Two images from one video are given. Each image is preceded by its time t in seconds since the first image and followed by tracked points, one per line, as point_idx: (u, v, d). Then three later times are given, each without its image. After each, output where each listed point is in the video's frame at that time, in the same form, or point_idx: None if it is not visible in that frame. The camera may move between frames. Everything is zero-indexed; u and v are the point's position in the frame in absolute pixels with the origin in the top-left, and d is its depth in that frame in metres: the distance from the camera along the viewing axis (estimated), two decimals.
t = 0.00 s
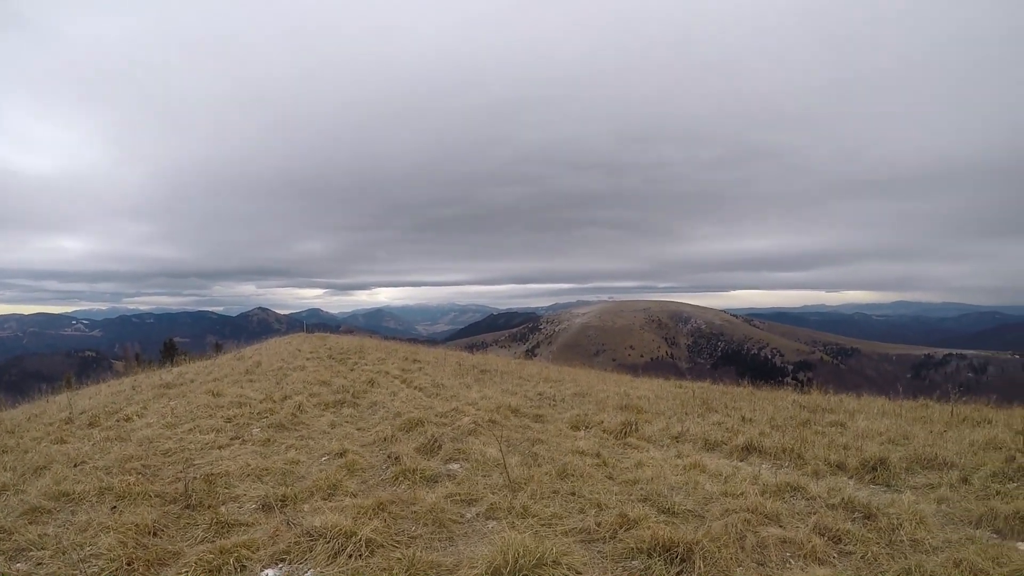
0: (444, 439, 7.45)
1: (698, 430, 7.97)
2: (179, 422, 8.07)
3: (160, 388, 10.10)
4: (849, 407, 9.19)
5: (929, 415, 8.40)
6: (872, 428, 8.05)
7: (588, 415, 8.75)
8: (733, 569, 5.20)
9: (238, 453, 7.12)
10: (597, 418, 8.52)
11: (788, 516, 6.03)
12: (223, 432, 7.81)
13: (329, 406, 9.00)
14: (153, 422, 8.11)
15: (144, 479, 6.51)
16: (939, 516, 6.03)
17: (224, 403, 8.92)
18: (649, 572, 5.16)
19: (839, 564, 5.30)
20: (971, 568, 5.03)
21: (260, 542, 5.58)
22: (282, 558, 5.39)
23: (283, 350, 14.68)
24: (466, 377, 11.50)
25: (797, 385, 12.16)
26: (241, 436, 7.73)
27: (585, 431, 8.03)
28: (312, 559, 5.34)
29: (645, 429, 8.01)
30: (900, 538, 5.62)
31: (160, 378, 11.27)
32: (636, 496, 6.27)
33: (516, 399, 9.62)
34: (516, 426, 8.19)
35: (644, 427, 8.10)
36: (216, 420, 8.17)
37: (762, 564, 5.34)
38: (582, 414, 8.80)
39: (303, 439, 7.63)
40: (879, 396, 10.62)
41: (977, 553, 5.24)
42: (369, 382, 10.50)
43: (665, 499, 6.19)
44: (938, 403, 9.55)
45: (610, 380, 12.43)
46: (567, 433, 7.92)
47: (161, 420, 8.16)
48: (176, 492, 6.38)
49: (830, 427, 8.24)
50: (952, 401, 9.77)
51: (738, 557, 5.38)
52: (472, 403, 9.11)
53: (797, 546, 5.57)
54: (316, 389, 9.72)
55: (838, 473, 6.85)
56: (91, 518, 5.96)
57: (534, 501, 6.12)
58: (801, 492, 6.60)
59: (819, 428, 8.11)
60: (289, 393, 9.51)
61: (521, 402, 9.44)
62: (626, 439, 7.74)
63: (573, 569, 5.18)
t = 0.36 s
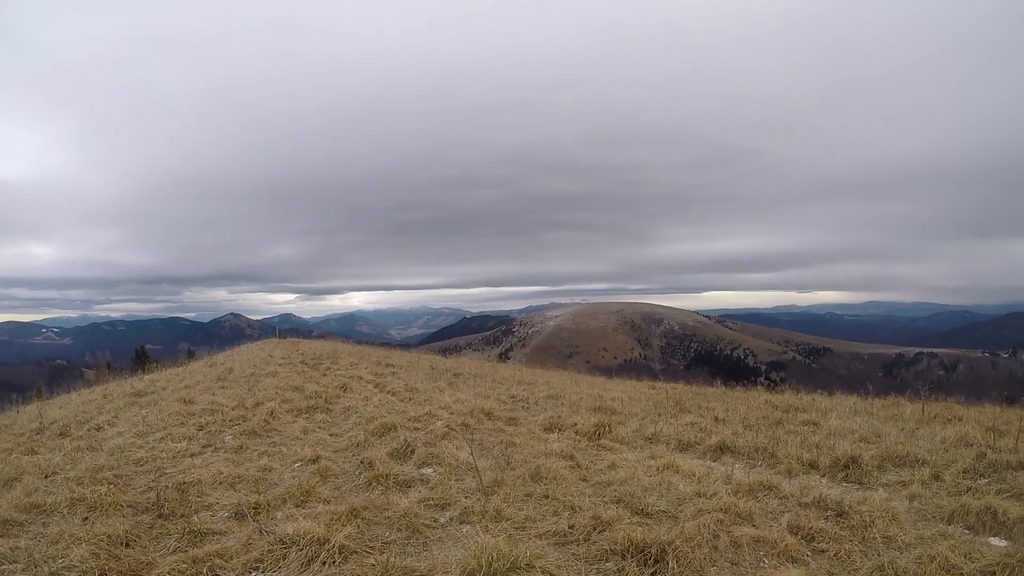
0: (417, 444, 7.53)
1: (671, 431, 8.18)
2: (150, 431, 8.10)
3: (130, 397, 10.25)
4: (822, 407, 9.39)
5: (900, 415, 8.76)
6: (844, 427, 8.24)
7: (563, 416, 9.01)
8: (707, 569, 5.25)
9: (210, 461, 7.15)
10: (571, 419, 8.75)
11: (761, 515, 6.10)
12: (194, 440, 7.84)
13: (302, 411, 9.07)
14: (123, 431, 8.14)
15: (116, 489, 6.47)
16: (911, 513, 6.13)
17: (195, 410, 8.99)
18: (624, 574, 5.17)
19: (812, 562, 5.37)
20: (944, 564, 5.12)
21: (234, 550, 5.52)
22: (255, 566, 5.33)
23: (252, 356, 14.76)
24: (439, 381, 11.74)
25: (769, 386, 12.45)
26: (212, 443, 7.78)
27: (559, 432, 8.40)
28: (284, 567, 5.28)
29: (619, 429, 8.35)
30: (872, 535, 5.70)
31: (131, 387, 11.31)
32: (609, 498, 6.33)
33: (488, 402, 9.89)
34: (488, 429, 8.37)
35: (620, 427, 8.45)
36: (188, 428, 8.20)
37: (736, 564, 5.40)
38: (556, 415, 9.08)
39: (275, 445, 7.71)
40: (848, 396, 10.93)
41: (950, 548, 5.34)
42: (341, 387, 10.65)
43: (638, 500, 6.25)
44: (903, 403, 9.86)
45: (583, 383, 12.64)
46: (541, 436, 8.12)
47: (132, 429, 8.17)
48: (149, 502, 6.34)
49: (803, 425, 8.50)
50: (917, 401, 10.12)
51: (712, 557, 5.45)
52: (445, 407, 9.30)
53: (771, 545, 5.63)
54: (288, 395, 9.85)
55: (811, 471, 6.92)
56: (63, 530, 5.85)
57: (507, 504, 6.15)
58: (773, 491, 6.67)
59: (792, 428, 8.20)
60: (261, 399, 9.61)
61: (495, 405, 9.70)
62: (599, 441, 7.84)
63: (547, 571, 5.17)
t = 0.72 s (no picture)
0: (393, 447, 7.61)
1: (648, 431, 8.32)
2: (125, 438, 8.14)
3: (106, 405, 10.38)
4: (797, 404, 9.76)
5: (877, 411, 8.99)
6: (819, 424, 8.38)
7: (539, 418, 9.22)
8: (684, 568, 5.25)
9: (186, 468, 7.19)
10: (547, 421, 8.96)
11: (738, 513, 6.13)
12: (170, 447, 7.89)
13: (278, 416, 9.24)
14: (99, 438, 8.18)
15: (93, 498, 6.46)
16: (888, 508, 6.18)
17: (171, 416, 9.08)
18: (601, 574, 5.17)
19: (789, 560, 5.40)
20: (921, 559, 5.13)
21: (211, 556, 5.48)
22: (231, 572, 5.28)
23: (227, 362, 14.88)
24: (415, 385, 11.94)
25: (747, 385, 12.64)
26: (188, 449, 7.86)
27: (535, 434, 8.56)
28: (260, 573, 5.22)
29: (596, 430, 8.48)
30: (850, 532, 5.72)
31: (106, 395, 11.38)
32: (586, 499, 6.37)
33: (465, 404, 10.07)
34: (465, 432, 8.52)
35: (597, 428, 8.60)
36: (163, 434, 8.29)
37: (714, 563, 5.41)
38: (533, 417, 9.28)
39: (251, 450, 7.80)
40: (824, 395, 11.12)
41: (928, 544, 5.37)
42: (318, 391, 10.79)
43: (615, 500, 6.28)
44: (877, 400, 10.04)
45: (559, 386, 12.78)
46: (517, 437, 8.26)
47: (108, 436, 8.20)
48: (125, 510, 6.33)
49: (780, 423, 8.72)
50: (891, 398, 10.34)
51: (690, 556, 5.46)
52: (422, 410, 9.46)
53: (748, 543, 5.66)
54: (264, 401, 9.99)
55: (788, 469, 6.99)
56: (37, 539, 5.77)
57: (483, 506, 6.17)
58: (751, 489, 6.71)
59: (769, 426, 8.45)
60: (237, 405, 9.73)
61: (471, 407, 9.88)
62: (576, 441, 8.10)
63: (524, 572, 5.14)
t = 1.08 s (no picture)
0: (375, 447, 7.65)
1: (630, 432, 8.40)
2: (107, 436, 8.16)
3: (88, 403, 10.42)
4: (778, 408, 9.87)
5: (857, 415, 9.08)
6: (800, 428, 8.47)
7: (520, 419, 9.30)
8: (662, 569, 5.29)
9: (167, 466, 7.20)
10: (528, 423, 9.04)
11: (716, 514, 6.19)
12: (151, 445, 7.91)
13: (260, 415, 9.28)
14: (81, 436, 8.20)
15: (73, 496, 6.46)
16: (867, 512, 6.24)
17: (154, 414, 9.12)
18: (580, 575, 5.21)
19: (767, 562, 5.46)
20: (899, 562, 5.18)
21: (191, 555, 5.48)
22: (212, 570, 5.29)
23: (210, 360, 14.90)
24: (398, 385, 12.03)
25: (730, 388, 12.74)
26: (169, 447, 7.89)
27: (516, 434, 8.62)
28: (240, 570, 5.23)
29: (576, 432, 8.55)
30: (828, 534, 5.78)
31: (87, 394, 11.40)
32: (566, 500, 6.42)
33: (447, 405, 10.14)
34: (446, 432, 8.59)
35: (577, 430, 8.66)
36: (145, 431, 8.31)
37: (692, 564, 5.46)
38: (514, 418, 9.36)
39: (232, 449, 7.84)
40: (805, 398, 11.26)
41: (906, 547, 5.43)
42: (300, 390, 10.83)
43: (596, 501, 6.33)
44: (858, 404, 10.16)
45: (540, 387, 12.84)
46: (498, 438, 8.32)
47: (89, 434, 8.22)
48: (106, 507, 6.33)
49: (761, 426, 8.80)
50: (872, 403, 10.47)
51: (668, 557, 5.50)
52: (405, 411, 9.51)
53: (726, 545, 5.71)
54: (246, 399, 10.03)
55: (768, 472, 7.06)
56: (17, 537, 5.75)
57: (464, 507, 6.21)
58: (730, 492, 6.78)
59: (750, 429, 8.54)
60: (219, 403, 9.76)
61: (454, 408, 9.94)
62: (558, 443, 8.17)
63: (503, 572, 5.17)
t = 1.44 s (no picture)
0: (348, 442, 7.66)
1: (604, 429, 8.47)
2: (78, 432, 8.09)
3: (59, 398, 10.38)
4: (753, 405, 10.00)
5: (829, 413, 9.23)
6: (773, 425, 8.58)
7: (496, 414, 9.35)
8: (633, 563, 5.33)
9: (139, 462, 7.16)
10: (503, 418, 9.10)
11: (688, 510, 6.26)
12: (123, 441, 7.86)
13: (234, 410, 9.25)
14: (52, 432, 8.12)
15: (43, 493, 6.38)
16: (837, 508, 6.34)
17: (127, 409, 9.07)
18: (552, 569, 5.24)
19: (737, 556, 5.52)
20: (868, 559, 5.26)
21: (163, 551, 5.43)
22: (184, 567, 5.25)
23: (184, 355, 14.79)
24: (373, 380, 12.05)
25: (707, 387, 12.88)
26: (142, 442, 7.85)
27: (490, 429, 8.67)
28: (212, 566, 5.20)
29: (550, 428, 8.61)
30: (798, 530, 5.86)
31: (57, 390, 11.29)
32: (539, 495, 6.46)
33: (422, 400, 10.17)
34: (421, 427, 8.61)
35: (551, 426, 8.72)
36: (117, 427, 8.26)
37: (663, 558, 5.50)
38: (489, 413, 9.40)
39: (205, 444, 7.82)
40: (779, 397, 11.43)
41: (874, 543, 5.53)
42: (274, 385, 10.81)
43: (569, 496, 6.38)
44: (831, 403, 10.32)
45: (517, 384, 12.89)
46: (473, 433, 8.36)
47: (60, 430, 8.14)
48: (76, 504, 6.26)
49: (735, 424, 8.91)
50: (844, 402, 10.64)
51: (640, 551, 5.54)
52: (380, 405, 9.53)
53: (697, 540, 5.77)
54: (220, 394, 9.99)
55: (740, 468, 7.16)
56: None
57: (437, 502, 6.23)
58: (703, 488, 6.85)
59: (723, 426, 8.64)
60: (193, 398, 9.70)
61: (429, 403, 9.97)
62: (532, 438, 8.22)
63: (476, 567, 5.19)
